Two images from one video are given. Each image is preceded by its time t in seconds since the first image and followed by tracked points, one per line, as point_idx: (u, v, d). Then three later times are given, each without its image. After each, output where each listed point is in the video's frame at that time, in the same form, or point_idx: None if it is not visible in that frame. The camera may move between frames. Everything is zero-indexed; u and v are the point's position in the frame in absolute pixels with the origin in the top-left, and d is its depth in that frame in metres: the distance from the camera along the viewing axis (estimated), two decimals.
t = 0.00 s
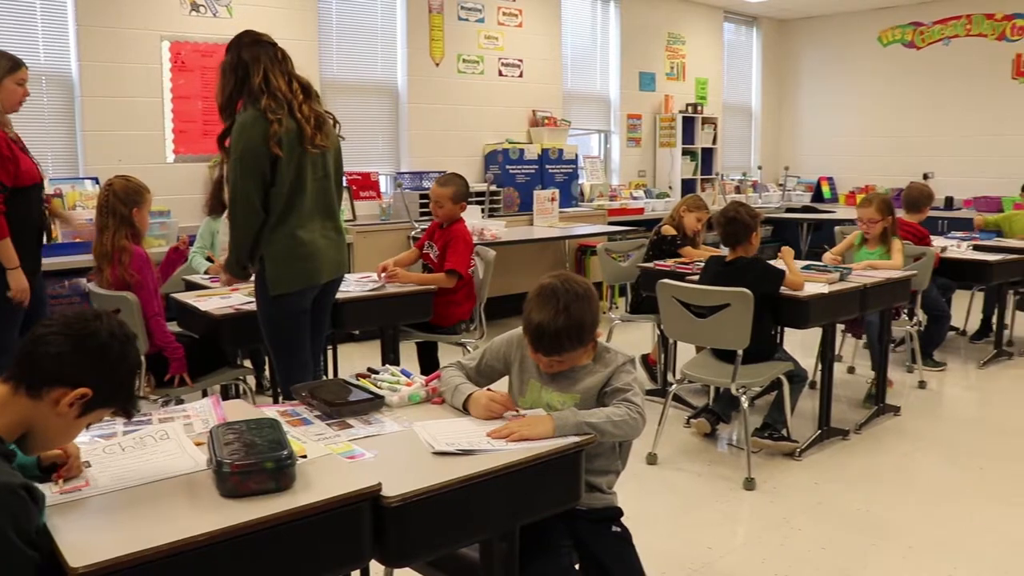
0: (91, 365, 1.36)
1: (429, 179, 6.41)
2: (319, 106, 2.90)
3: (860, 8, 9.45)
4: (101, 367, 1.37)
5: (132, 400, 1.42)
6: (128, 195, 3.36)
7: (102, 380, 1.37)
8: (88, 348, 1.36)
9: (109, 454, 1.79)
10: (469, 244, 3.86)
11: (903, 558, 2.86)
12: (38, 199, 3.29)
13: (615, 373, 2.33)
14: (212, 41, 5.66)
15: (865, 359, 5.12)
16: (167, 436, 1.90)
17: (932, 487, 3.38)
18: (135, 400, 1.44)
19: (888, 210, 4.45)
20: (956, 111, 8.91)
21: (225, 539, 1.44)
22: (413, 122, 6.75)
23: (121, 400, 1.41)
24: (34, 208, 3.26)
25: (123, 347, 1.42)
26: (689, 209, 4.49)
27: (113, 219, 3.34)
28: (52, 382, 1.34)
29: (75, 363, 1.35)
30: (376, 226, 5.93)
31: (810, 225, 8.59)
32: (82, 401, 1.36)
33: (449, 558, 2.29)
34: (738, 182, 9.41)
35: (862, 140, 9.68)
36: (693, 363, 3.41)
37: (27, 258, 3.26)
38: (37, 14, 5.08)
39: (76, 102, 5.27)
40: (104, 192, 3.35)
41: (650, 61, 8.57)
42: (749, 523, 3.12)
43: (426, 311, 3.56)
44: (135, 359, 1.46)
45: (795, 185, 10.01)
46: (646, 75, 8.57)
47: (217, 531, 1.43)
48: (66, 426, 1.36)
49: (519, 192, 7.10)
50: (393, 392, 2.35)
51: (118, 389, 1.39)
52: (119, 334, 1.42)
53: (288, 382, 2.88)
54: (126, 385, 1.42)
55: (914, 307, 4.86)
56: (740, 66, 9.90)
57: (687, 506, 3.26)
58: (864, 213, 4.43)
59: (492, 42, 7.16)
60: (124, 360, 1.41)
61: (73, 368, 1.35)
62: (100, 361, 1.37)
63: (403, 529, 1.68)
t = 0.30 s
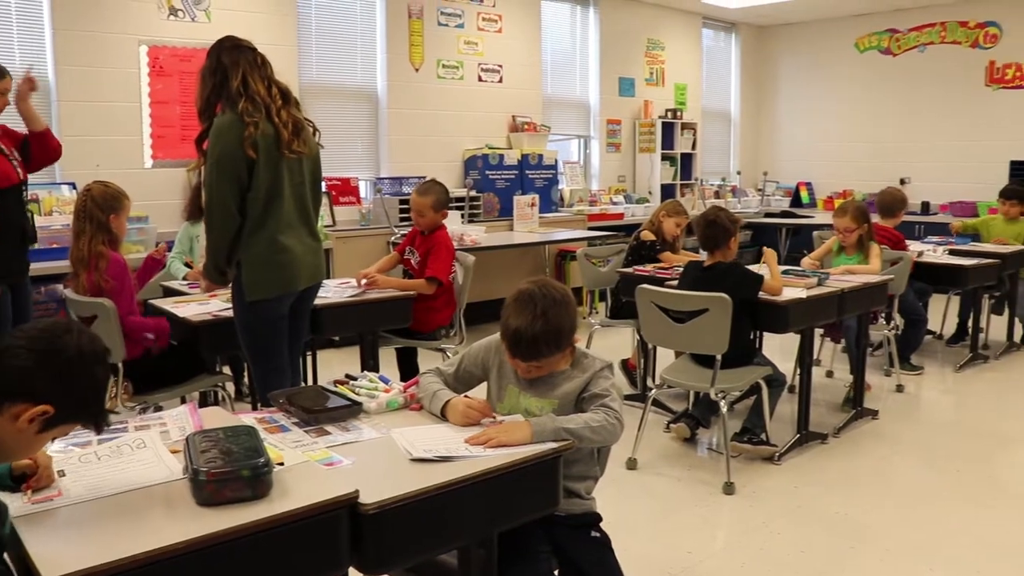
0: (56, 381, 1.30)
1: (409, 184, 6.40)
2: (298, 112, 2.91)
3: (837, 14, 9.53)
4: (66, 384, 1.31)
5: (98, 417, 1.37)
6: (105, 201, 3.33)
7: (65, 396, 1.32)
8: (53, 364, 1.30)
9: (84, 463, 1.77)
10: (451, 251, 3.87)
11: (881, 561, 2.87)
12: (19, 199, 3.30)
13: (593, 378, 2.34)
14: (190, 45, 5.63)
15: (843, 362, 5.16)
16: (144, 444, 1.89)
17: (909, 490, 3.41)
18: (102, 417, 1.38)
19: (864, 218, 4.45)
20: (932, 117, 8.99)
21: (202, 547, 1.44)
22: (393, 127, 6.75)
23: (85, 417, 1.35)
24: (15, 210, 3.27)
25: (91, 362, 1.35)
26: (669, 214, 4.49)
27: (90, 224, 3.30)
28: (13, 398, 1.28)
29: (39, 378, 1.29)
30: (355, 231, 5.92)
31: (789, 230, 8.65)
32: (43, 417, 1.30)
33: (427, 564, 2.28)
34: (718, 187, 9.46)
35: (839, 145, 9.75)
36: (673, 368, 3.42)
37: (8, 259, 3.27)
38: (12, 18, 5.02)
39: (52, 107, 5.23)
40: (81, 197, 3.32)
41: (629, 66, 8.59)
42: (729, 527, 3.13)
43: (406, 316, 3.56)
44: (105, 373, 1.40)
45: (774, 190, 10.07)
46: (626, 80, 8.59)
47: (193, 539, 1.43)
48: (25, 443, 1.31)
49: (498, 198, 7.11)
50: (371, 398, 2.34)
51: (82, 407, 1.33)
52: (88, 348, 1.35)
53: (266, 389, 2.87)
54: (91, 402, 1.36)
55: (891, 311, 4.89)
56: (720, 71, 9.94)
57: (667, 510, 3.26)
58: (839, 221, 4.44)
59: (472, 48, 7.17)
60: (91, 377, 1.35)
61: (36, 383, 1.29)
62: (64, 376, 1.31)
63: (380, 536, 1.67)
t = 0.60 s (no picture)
0: (24, 388, 1.30)
1: (394, 186, 6.40)
2: (282, 114, 2.90)
3: (821, 17, 9.57)
4: (34, 390, 1.30)
5: (71, 421, 1.35)
6: (89, 203, 3.29)
7: (34, 403, 1.31)
8: (21, 371, 1.29)
9: (66, 468, 1.76)
10: (439, 256, 3.86)
11: (865, 560, 2.89)
12: (3, 201, 3.24)
13: (577, 380, 2.34)
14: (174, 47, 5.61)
15: (827, 363, 5.18)
16: (127, 448, 1.88)
17: (893, 490, 3.43)
18: (75, 421, 1.37)
19: (846, 219, 4.46)
20: (916, 119, 9.03)
21: (185, 550, 1.43)
22: (379, 130, 6.75)
23: (57, 421, 1.34)
24: None
25: (61, 367, 1.34)
26: (653, 216, 4.49)
27: (73, 226, 3.27)
28: None
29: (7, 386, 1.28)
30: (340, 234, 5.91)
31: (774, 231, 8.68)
32: (11, 424, 1.29)
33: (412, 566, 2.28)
34: (703, 189, 9.49)
35: (824, 147, 9.80)
36: (658, 369, 3.43)
37: None
38: None
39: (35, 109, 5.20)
40: (65, 199, 3.28)
41: (615, 69, 8.61)
42: (714, 527, 3.14)
43: (391, 318, 3.56)
44: (79, 377, 1.38)
45: (759, 191, 10.12)
46: (611, 82, 8.61)
47: (177, 543, 1.43)
48: None
49: (484, 199, 7.12)
50: (356, 400, 2.34)
51: (51, 412, 1.32)
52: (59, 354, 1.34)
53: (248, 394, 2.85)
54: (63, 407, 1.35)
55: (875, 312, 4.92)
56: (704, 73, 9.97)
57: (652, 511, 3.27)
58: (821, 224, 4.45)
59: (457, 50, 7.18)
60: (61, 382, 1.34)
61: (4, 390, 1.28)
62: (32, 383, 1.30)
63: (363, 538, 1.67)
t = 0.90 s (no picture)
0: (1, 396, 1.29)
1: (383, 184, 6.39)
2: (270, 112, 2.89)
3: (809, 15, 9.59)
4: (11, 398, 1.30)
5: (52, 431, 1.34)
6: (77, 202, 3.27)
7: (10, 411, 1.30)
8: None
9: (52, 468, 1.75)
10: (434, 258, 3.85)
11: (853, 556, 2.90)
12: None
13: (564, 378, 2.34)
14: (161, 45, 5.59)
15: (815, 360, 5.20)
16: (113, 448, 1.87)
17: (881, 486, 3.44)
18: (56, 431, 1.35)
19: (833, 217, 4.48)
20: (903, 117, 9.06)
21: (172, 549, 1.43)
22: (367, 128, 6.74)
23: (35, 430, 1.33)
24: None
25: (41, 376, 1.33)
26: (642, 214, 4.50)
27: (61, 224, 3.24)
28: None
29: None
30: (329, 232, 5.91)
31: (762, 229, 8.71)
32: None
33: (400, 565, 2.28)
34: (692, 187, 9.52)
35: (812, 145, 9.82)
36: (647, 367, 3.44)
37: None
38: None
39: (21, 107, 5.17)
40: (53, 198, 3.26)
41: (603, 67, 8.62)
42: (703, 525, 3.14)
43: (380, 317, 3.55)
44: (61, 385, 1.37)
45: (747, 189, 10.16)
46: (600, 80, 8.61)
47: (163, 542, 1.42)
48: None
49: (473, 198, 7.12)
50: (344, 399, 2.33)
51: (31, 421, 1.31)
52: (41, 361, 1.33)
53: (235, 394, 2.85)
54: (44, 415, 1.34)
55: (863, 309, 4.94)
56: (692, 71, 9.99)
57: (641, 509, 3.27)
58: (808, 222, 4.46)
59: (445, 48, 7.17)
60: (40, 391, 1.33)
61: None
62: (9, 390, 1.29)
63: (351, 536, 1.67)
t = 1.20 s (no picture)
0: None
1: (367, 185, 6.38)
2: (254, 111, 2.88)
3: (793, 16, 9.62)
4: None
5: (21, 435, 1.33)
6: (60, 203, 3.25)
7: None
8: None
9: (32, 471, 1.74)
10: (420, 261, 3.85)
11: (836, 555, 2.91)
12: None
13: (546, 378, 2.34)
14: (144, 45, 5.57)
15: (799, 359, 5.22)
16: (94, 451, 1.87)
17: (863, 485, 3.45)
18: (26, 435, 1.35)
19: (815, 218, 4.50)
20: (887, 118, 9.11)
21: (153, 551, 1.43)
22: (351, 128, 6.72)
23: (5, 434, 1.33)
24: None
25: (10, 380, 1.32)
26: (626, 214, 4.52)
27: (42, 224, 3.22)
28: None
29: None
30: (314, 233, 5.90)
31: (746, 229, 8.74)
32: None
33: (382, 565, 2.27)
34: (676, 187, 9.54)
35: (796, 145, 9.86)
36: (632, 367, 3.44)
37: None
38: None
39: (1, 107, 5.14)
40: (36, 198, 3.24)
41: (588, 67, 8.63)
42: (687, 524, 3.15)
43: (364, 317, 3.55)
44: (33, 388, 1.36)
45: (731, 189, 10.19)
46: (584, 80, 8.62)
47: (144, 544, 1.42)
48: None
49: (457, 198, 7.13)
50: (326, 399, 2.33)
51: None
52: (11, 365, 1.32)
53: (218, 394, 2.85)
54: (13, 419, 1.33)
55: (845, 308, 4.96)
56: (676, 72, 10.01)
57: (626, 508, 3.28)
58: (790, 223, 4.48)
59: (430, 48, 7.17)
60: (9, 395, 1.32)
61: None
62: None
63: (333, 537, 1.66)
